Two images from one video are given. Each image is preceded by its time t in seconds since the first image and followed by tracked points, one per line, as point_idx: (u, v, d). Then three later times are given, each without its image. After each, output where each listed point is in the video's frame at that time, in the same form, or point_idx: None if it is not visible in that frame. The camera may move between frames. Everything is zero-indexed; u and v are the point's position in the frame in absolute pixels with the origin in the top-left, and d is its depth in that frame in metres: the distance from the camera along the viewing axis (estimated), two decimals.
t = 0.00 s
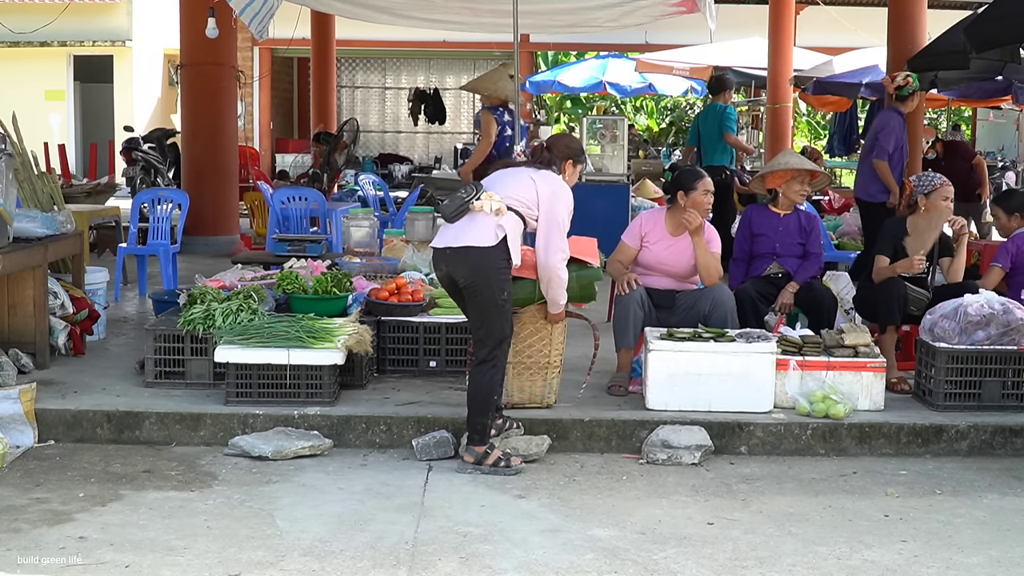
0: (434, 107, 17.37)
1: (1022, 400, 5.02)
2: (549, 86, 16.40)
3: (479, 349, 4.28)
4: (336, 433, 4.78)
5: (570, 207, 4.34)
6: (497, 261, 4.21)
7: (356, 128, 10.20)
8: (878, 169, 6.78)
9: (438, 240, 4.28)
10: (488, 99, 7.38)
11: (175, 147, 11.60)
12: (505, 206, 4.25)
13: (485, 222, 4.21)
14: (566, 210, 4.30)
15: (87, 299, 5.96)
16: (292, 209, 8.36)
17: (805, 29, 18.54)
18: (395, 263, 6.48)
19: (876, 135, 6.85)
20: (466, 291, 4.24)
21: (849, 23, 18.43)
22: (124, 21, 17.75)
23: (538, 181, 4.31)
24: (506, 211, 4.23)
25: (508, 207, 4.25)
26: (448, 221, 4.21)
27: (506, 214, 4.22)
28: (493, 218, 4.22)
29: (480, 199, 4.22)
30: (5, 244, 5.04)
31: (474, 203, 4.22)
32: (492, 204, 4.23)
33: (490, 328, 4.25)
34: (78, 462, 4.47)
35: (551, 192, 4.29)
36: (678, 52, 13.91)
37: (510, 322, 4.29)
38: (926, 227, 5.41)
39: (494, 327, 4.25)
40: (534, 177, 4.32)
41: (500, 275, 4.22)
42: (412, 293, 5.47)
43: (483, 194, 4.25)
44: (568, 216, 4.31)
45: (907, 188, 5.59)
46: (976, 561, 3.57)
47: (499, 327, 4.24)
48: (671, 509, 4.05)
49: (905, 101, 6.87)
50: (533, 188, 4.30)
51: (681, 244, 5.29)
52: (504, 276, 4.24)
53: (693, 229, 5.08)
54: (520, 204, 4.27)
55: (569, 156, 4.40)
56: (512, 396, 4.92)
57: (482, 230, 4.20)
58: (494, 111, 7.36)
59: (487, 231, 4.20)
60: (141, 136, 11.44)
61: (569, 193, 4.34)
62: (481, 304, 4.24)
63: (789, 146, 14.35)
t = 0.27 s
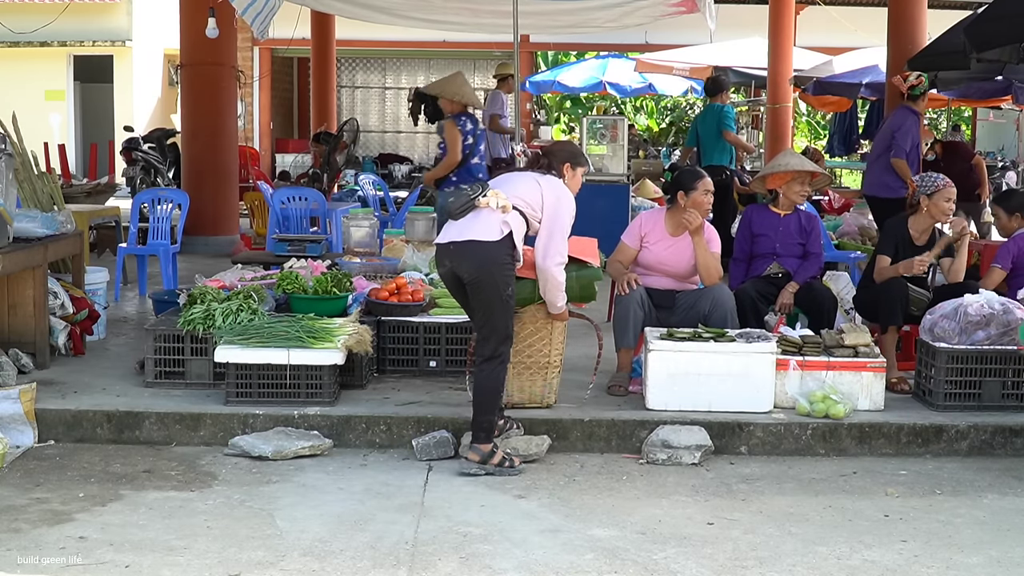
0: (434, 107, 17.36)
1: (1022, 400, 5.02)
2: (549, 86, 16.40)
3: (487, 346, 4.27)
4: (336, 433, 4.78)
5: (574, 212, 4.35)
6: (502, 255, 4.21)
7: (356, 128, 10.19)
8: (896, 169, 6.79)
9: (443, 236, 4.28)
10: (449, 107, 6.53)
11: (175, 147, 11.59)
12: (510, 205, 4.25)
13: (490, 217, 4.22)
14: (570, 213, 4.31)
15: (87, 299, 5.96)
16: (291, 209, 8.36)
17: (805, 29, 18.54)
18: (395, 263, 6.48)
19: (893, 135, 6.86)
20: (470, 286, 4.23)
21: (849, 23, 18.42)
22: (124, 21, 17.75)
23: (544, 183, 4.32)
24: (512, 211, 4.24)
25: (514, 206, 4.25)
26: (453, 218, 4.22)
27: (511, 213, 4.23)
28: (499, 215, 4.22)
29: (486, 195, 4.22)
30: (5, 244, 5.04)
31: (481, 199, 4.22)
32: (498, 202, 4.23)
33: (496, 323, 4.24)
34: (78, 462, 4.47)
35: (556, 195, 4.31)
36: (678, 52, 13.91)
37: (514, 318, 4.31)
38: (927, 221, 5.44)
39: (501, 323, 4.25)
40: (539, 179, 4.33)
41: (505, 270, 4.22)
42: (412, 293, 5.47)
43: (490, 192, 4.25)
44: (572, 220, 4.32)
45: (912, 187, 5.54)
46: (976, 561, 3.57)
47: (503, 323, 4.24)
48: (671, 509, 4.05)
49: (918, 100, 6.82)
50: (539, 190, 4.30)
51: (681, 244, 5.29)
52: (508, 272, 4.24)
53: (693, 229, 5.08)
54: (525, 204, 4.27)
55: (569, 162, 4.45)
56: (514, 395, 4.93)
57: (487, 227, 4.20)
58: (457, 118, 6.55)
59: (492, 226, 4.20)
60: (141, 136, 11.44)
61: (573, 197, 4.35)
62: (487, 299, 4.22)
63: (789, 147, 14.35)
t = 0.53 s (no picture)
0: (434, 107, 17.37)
1: (1022, 400, 5.02)
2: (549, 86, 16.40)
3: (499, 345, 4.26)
4: (336, 433, 4.78)
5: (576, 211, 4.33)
6: (503, 254, 4.20)
7: (356, 128, 10.19)
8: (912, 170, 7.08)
9: (443, 237, 4.28)
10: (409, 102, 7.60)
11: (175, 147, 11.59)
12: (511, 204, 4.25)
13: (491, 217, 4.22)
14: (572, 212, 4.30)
15: (87, 299, 5.96)
16: (292, 209, 8.36)
17: (805, 29, 18.55)
18: (395, 263, 6.48)
19: (905, 136, 7.16)
20: (473, 287, 4.23)
21: (849, 23, 18.43)
22: (124, 21, 17.75)
23: (545, 181, 4.32)
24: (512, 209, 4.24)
25: (514, 206, 4.26)
26: (454, 218, 4.23)
27: (511, 212, 4.24)
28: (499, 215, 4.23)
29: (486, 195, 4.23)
30: (5, 244, 5.04)
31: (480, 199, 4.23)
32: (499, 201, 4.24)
33: (506, 321, 4.24)
34: (78, 462, 4.47)
35: (558, 194, 4.30)
36: (678, 52, 13.91)
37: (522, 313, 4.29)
38: (932, 230, 5.44)
39: (510, 320, 4.24)
40: (541, 178, 4.32)
41: (507, 268, 4.21)
42: (412, 293, 5.47)
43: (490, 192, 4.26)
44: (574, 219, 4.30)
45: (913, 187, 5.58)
46: (976, 561, 3.57)
47: (510, 321, 4.24)
48: (671, 509, 4.05)
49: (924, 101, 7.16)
50: (540, 189, 4.30)
51: (681, 244, 5.29)
52: (511, 270, 4.23)
53: (693, 229, 5.08)
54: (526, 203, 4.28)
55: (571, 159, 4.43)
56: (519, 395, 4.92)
57: (487, 226, 4.20)
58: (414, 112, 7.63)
59: (492, 226, 4.19)
60: (141, 136, 11.44)
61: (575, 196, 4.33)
62: (493, 299, 4.21)
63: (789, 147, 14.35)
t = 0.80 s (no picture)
0: (434, 107, 17.38)
1: (1022, 400, 5.02)
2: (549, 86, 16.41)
3: (506, 354, 4.24)
4: (336, 434, 4.78)
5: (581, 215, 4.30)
6: (507, 264, 4.19)
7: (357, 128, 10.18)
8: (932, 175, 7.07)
9: (447, 245, 4.27)
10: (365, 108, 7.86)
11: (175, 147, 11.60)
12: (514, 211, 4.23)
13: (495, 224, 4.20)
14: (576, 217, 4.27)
15: (87, 299, 5.96)
16: (292, 209, 8.36)
17: (805, 29, 18.55)
18: (395, 263, 6.49)
19: (924, 140, 7.11)
20: (478, 295, 4.24)
21: (848, 23, 18.43)
22: (124, 21, 17.76)
23: (549, 186, 4.29)
24: (515, 215, 4.21)
25: (518, 212, 4.24)
26: (457, 225, 4.22)
27: (515, 219, 4.22)
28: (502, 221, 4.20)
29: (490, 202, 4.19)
30: (5, 244, 5.04)
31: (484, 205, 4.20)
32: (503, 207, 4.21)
33: (513, 330, 4.21)
34: (77, 462, 4.47)
35: (562, 201, 4.27)
36: (678, 52, 13.91)
37: (530, 321, 4.25)
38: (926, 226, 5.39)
39: (515, 329, 4.21)
40: (545, 183, 4.29)
41: (512, 277, 4.20)
42: (412, 293, 5.47)
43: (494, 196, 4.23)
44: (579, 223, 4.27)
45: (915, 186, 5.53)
46: (976, 561, 3.57)
47: (518, 328, 4.21)
48: (671, 509, 4.05)
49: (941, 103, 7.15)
50: (544, 194, 4.27)
51: (681, 244, 5.29)
52: (515, 277, 4.21)
53: (693, 229, 5.08)
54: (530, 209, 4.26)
55: (574, 159, 4.37)
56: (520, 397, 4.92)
57: (490, 233, 4.18)
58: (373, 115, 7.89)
59: (496, 236, 4.18)
60: (141, 136, 11.43)
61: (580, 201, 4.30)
62: (497, 307, 4.21)
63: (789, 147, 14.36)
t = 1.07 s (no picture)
0: (434, 107, 17.38)
1: (1022, 400, 5.02)
2: (549, 86, 16.41)
3: (509, 359, 4.25)
4: (336, 433, 4.78)
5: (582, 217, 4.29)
6: (506, 270, 4.18)
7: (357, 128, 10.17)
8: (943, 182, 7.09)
9: (447, 248, 4.27)
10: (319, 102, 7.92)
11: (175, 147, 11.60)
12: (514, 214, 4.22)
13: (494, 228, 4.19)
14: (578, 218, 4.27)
15: (87, 299, 5.96)
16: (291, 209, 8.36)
17: (805, 29, 18.55)
18: (395, 263, 6.48)
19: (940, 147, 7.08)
20: (479, 302, 4.23)
21: (848, 23, 18.44)
22: (124, 21, 17.76)
23: (551, 188, 4.27)
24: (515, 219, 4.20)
25: (517, 215, 4.23)
26: (457, 228, 4.22)
27: (515, 223, 4.20)
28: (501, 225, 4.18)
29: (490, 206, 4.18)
30: (5, 243, 5.04)
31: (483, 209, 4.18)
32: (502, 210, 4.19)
33: (517, 335, 4.22)
34: (77, 462, 4.47)
35: (562, 203, 4.26)
36: (677, 52, 13.91)
37: (532, 325, 4.26)
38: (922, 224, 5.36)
39: (518, 334, 4.22)
40: (546, 185, 4.28)
41: (512, 283, 4.19)
42: (412, 293, 5.47)
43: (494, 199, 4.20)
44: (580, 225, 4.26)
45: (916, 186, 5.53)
46: (976, 561, 3.57)
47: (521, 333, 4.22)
48: (671, 509, 4.05)
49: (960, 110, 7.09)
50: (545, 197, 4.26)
51: (681, 244, 5.29)
52: (516, 281, 4.21)
53: (693, 229, 5.09)
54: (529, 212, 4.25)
55: (579, 158, 4.36)
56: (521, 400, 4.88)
57: (491, 237, 4.17)
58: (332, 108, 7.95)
59: (495, 241, 4.17)
60: (141, 136, 11.44)
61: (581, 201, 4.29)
62: (498, 313, 4.21)
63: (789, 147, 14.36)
